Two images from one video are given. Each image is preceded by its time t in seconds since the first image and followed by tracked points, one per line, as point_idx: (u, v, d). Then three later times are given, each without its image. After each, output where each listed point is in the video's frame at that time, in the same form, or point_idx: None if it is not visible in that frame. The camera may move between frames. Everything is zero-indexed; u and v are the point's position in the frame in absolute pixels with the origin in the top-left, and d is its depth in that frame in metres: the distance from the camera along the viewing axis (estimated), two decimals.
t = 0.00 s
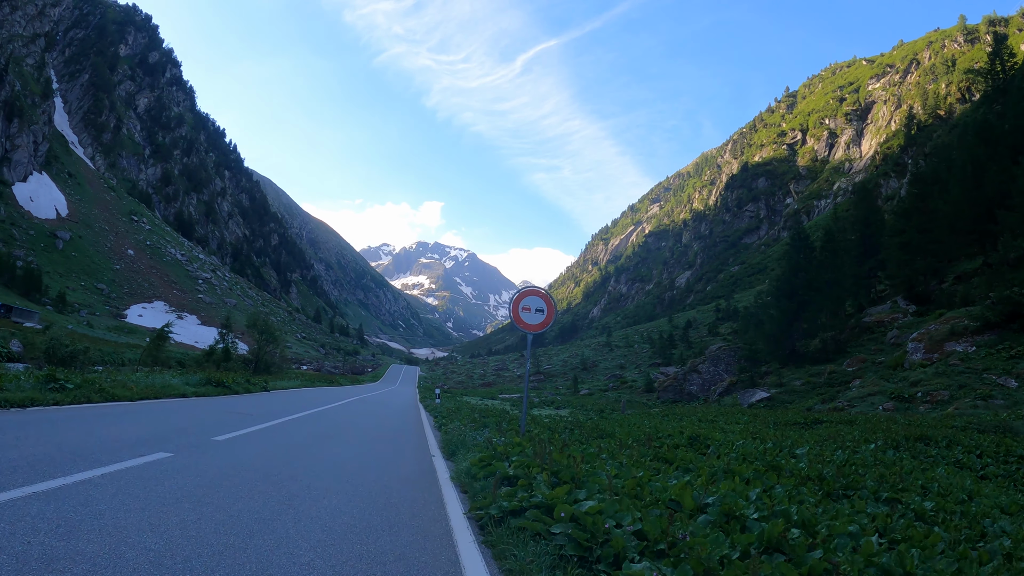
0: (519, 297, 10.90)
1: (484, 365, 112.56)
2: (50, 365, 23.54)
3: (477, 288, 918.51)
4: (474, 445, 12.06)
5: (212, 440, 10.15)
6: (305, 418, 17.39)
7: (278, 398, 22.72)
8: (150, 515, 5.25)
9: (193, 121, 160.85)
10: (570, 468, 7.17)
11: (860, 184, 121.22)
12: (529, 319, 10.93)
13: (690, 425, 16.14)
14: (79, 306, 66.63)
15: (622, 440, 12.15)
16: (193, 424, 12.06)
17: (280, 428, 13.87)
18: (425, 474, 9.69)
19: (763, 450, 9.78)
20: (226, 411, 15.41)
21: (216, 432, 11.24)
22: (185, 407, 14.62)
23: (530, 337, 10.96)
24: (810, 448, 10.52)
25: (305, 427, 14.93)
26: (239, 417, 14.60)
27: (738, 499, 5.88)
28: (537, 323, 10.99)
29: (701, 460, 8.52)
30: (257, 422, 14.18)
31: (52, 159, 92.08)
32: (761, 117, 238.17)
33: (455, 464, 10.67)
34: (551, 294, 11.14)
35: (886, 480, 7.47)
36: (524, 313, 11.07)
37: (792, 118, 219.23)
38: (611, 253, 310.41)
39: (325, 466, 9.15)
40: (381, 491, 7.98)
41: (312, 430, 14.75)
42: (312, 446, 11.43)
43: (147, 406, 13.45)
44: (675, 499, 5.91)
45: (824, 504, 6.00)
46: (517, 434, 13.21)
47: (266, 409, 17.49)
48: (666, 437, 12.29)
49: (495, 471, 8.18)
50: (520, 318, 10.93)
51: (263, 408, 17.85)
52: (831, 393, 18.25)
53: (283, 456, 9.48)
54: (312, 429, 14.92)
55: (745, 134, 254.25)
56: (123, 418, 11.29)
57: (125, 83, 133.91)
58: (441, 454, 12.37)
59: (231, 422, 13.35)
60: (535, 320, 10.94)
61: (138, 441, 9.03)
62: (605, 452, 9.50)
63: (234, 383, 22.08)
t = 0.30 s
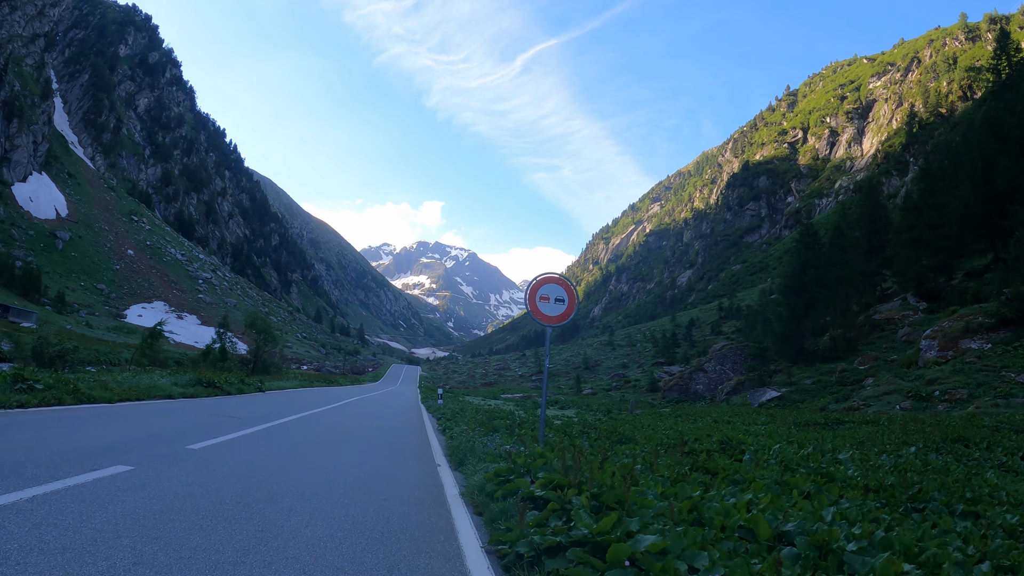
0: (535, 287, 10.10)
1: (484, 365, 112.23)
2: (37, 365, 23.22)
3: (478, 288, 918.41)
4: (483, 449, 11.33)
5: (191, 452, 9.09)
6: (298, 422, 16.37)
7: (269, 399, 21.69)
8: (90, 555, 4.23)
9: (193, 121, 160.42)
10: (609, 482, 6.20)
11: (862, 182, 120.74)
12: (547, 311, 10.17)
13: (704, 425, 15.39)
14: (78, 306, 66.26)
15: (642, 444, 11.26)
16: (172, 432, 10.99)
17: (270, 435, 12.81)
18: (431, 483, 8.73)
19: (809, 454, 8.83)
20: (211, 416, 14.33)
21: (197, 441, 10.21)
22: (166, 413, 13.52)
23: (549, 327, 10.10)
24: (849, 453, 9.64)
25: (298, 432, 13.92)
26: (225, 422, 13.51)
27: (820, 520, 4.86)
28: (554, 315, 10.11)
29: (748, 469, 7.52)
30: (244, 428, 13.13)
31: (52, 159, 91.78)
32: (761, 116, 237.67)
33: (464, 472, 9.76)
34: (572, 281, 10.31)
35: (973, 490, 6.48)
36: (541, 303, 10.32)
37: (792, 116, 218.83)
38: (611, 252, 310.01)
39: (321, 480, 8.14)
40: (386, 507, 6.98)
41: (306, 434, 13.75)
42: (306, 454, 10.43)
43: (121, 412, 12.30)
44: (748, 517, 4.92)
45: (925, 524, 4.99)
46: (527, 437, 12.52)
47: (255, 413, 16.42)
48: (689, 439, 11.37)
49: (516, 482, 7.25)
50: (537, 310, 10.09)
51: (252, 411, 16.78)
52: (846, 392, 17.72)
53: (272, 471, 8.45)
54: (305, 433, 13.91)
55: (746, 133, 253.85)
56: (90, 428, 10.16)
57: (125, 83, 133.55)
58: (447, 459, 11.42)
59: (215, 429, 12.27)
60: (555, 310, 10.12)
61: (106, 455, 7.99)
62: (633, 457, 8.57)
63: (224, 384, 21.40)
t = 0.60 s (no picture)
0: (557, 273, 9.31)
1: (485, 364, 111.83)
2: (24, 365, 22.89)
3: (478, 288, 918.30)
4: (493, 457, 10.61)
5: (169, 474, 8.17)
6: (291, 429, 15.39)
7: (261, 402, 20.76)
8: None
9: (194, 121, 159.89)
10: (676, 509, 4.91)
11: (863, 182, 120.29)
12: (570, 298, 9.31)
13: (719, 427, 14.71)
14: (77, 306, 65.86)
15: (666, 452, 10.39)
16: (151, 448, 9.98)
17: (261, 447, 11.86)
18: (442, 503, 7.90)
19: (862, 463, 7.97)
20: (196, 425, 13.32)
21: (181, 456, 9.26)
22: (146, 422, 12.50)
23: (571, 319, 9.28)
24: (890, 455, 8.98)
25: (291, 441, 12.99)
26: (211, 432, 12.51)
27: (936, 552, 3.98)
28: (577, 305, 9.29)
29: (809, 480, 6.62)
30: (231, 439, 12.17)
31: (52, 159, 91.32)
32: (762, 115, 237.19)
33: (476, 487, 8.92)
34: (598, 266, 9.54)
35: None
36: (565, 291, 9.49)
37: (793, 116, 218.34)
38: (612, 252, 309.56)
39: (319, 506, 7.22)
40: (396, 537, 6.09)
41: (299, 444, 12.83)
42: (301, 471, 9.53)
43: (95, 425, 11.23)
44: (849, 544, 4.05)
45: None
46: (537, 442, 11.87)
47: (244, 420, 15.42)
48: (716, 447, 10.50)
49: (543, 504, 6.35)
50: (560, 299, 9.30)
51: (241, 419, 15.76)
52: (860, 392, 17.24)
53: (262, 497, 7.49)
54: (298, 443, 12.98)
55: (747, 133, 253.32)
56: (58, 445, 9.19)
57: (125, 83, 133.10)
58: (454, 471, 10.57)
59: (200, 441, 11.30)
60: (580, 299, 9.31)
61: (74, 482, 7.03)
62: (667, 467, 7.69)
63: (213, 383, 20.70)
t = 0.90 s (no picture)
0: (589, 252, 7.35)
1: (486, 364, 111.44)
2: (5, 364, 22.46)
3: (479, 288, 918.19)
4: (508, 466, 9.64)
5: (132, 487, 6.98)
6: (280, 433, 14.22)
7: (247, 405, 19.45)
8: None
9: (194, 121, 159.45)
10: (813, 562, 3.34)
11: (865, 181, 119.87)
12: (605, 283, 7.35)
13: (737, 430, 13.97)
14: (76, 306, 65.44)
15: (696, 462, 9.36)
16: (117, 455, 8.75)
17: (243, 454, 10.62)
18: (453, 529, 6.64)
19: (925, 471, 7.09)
20: (175, 430, 12.07)
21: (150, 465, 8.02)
22: (116, 429, 11.25)
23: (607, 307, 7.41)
24: (952, 461, 8.07)
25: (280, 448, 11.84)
26: (191, 437, 11.33)
27: None
28: (618, 291, 7.41)
29: (895, 496, 5.56)
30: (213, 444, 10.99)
31: (51, 159, 90.85)
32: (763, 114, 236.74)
33: (493, 507, 7.65)
34: (635, 246, 7.69)
35: None
36: (597, 274, 7.45)
37: (795, 115, 217.63)
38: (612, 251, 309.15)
39: (314, 528, 6.17)
40: (403, 575, 4.93)
41: (288, 451, 11.66)
42: (292, 484, 8.42)
43: (50, 434, 9.90)
44: None
45: None
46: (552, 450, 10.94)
47: (229, 425, 14.18)
48: (750, 455, 9.53)
49: (588, 542, 4.87)
50: (594, 286, 7.37)
51: (225, 423, 14.53)
52: (875, 392, 16.75)
53: (244, 516, 6.37)
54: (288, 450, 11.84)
55: (748, 132, 252.94)
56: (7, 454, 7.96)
57: (125, 83, 132.64)
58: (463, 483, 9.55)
59: (176, 448, 10.02)
60: (617, 286, 7.37)
61: (8, 503, 5.76)
62: (714, 482, 6.57)
63: (204, 384, 20.20)
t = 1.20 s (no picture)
0: (634, 222, 6.24)
1: (486, 364, 111.15)
2: None
3: (478, 287, 918.10)
4: (523, 476, 8.54)
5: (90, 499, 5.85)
6: (267, 436, 12.98)
7: (233, 406, 18.17)
8: None
9: (192, 121, 158.76)
10: None
11: (865, 179, 119.56)
12: (647, 256, 6.27)
13: (753, 432, 13.32)
14: (73, 306, 64.83)
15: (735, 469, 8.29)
16: (70, 465, 7.44)
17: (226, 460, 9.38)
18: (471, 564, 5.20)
19: (1005, 481, 6.36)
20: (148, 433, 10.75)
21: (110, 477, 6.80)
22: (79, 431, 9.93)
23: (651, 287, 6.32)
24: None
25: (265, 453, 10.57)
26: (164, 441, 10.02)
27: None
28: (668, 270, 6.35)
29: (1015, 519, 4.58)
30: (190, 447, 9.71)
31: (49, 159, 90.18)
32: (763, 113, 236.35)
33: (514, 530, 6.22)
34: (686, 220, 6.58)
35: None
36: (642, 247, 6.42)
37: (794, 114, 217.16)
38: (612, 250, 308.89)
39: (303, 558, 4.91)
40: None
41: (275, 456, 10.43)
42: (277, 495, 7.19)
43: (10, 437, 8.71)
44: None
45: None
46: (567, 458, 9.98)
47: (211, 428, 12.93)
48: (794, 464, 8.49)
49: None
50: (640, 263, 6.23)
51: (207, 425, 13.23)
52: (890, 390, 16.38)
53: (215, 540, 5.11)
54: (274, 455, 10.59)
55: (747, 131, 252.45)
56: None
57: (123, 83, 131.88)
58: (473, 493, 8.37)
59: (150, 454, 8.74)
60: (663, 261, 6.32)
61: None
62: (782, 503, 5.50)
63: (194, 384, 19.81)
